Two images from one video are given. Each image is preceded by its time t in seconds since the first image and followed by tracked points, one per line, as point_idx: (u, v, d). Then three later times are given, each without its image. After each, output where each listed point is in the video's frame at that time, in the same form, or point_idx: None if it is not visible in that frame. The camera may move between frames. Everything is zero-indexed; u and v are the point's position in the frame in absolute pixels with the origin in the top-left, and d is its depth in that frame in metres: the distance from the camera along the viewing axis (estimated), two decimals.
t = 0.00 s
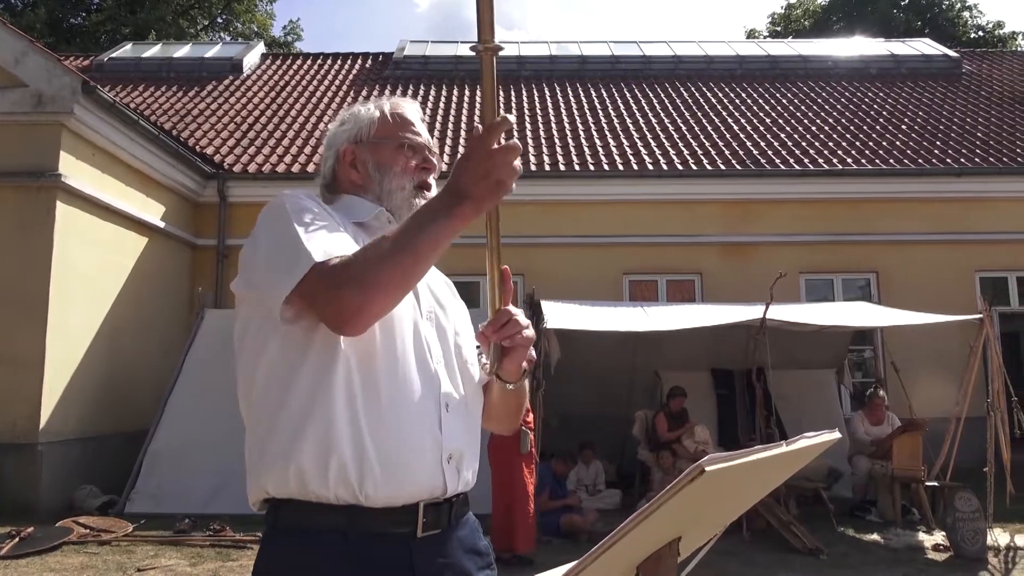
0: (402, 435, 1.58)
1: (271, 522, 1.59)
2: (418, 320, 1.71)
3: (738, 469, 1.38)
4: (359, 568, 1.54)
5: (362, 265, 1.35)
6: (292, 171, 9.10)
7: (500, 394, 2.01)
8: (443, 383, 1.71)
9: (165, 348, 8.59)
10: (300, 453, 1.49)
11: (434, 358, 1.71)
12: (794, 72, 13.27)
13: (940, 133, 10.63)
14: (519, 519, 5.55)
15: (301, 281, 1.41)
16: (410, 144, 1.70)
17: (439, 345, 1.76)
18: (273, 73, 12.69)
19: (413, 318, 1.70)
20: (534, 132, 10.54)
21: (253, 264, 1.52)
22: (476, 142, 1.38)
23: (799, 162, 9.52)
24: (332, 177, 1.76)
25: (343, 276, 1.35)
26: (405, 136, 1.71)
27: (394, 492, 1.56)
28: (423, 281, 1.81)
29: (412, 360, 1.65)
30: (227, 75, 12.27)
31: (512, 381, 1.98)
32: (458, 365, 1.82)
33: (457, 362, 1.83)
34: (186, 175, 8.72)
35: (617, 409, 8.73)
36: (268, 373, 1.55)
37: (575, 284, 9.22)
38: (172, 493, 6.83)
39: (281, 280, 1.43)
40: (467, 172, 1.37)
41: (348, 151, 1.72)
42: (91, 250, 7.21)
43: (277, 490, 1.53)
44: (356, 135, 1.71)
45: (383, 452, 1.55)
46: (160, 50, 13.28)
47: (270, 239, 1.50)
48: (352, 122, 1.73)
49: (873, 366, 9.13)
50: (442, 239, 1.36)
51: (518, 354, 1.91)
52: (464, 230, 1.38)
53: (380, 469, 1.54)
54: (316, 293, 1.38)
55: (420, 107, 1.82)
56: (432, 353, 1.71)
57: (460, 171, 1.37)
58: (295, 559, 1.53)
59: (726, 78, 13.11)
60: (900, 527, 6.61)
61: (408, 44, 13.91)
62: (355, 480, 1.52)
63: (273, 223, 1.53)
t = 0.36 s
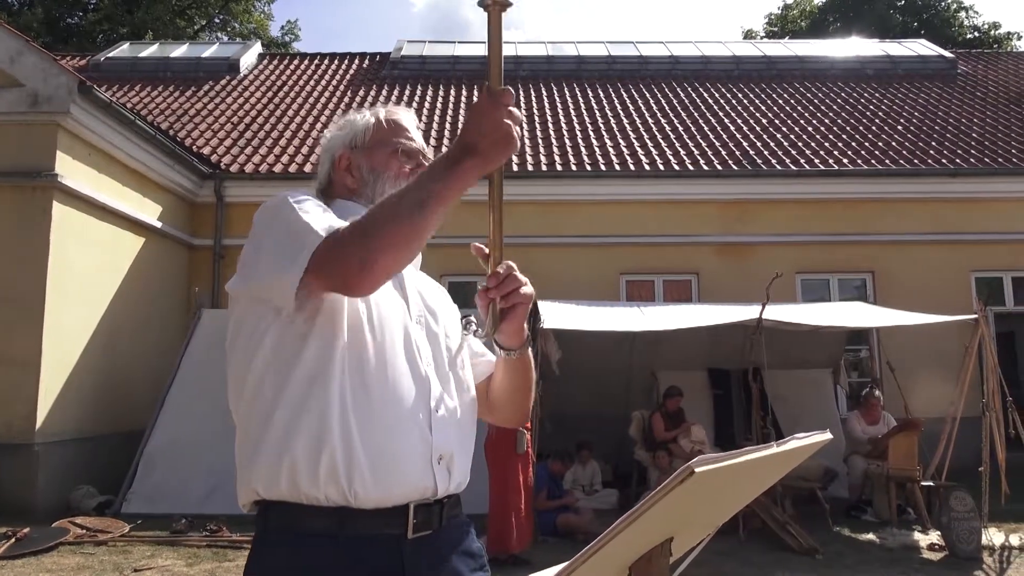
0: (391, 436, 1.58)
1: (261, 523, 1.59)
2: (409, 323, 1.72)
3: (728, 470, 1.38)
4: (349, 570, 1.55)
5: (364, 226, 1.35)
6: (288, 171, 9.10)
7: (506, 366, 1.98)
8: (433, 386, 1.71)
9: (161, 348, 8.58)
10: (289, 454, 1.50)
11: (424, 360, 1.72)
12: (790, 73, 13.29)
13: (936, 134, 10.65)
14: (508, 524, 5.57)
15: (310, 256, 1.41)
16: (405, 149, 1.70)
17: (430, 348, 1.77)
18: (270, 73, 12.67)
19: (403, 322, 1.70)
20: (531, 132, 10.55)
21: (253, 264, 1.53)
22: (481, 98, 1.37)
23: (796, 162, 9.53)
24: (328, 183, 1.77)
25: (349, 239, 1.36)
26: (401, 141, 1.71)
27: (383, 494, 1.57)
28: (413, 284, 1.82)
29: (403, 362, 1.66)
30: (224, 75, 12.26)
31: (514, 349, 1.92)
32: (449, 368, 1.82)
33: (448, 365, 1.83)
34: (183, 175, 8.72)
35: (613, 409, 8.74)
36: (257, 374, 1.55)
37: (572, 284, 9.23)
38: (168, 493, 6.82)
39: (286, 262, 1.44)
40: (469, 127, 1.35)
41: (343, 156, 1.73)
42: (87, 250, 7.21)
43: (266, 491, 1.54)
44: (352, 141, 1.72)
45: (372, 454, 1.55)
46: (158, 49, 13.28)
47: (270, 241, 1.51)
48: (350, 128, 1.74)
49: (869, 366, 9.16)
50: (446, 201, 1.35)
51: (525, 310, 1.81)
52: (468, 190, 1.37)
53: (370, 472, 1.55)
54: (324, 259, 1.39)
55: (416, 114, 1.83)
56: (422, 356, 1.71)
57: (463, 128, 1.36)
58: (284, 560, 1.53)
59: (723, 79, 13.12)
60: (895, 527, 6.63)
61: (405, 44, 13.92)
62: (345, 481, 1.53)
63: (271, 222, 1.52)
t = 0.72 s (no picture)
0: (388, 435, 1.58)
1: (258, 525, 1.59)
2: (402, 323, 1.72)
3: (725, 471, 1.38)
4: (347, 570, 1.55)
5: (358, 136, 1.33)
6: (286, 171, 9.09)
7: (515, 326, 1.90)
8: (429, 385, 1.71)
9: (158, 348, 8.56)
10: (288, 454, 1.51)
11: (419, 359, 1.72)
12: (788, 73, 13.29)
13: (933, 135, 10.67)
14: (510, 519, 5.54)
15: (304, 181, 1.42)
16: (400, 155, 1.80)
17: (425, 348, 1.77)
18: (268, 73, 12.66)
19: (397, 322, 1.70)
20: (529, 133, 10.55)
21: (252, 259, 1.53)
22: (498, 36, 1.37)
23: (794, 163, 9.54)
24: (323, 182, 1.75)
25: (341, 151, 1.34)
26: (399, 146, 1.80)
27: (382, 493, 1.57)
28: (407, 282, 1.82)
29: (399, 362, 1.66)
30: (221, 75, 12.25)
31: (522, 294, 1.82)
32: (445, 369, 1.83)
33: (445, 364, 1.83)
34: (180, 175, 8.71)
35: (611, 409, 8.74)
36: (255, 373, 1.55)
37: (570, 284, 9.23)
38: (166, 494, 6.81)
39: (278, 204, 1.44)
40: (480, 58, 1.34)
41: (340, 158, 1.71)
42: (84, 250, 7.19)
43: (266, 491, 1.54)
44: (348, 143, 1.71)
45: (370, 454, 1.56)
46: (155, 49, 13.26)
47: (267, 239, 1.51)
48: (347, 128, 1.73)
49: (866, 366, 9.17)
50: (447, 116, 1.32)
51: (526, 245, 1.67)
52: (470, 114, 1.32)
53: (368, 472, 1.55)
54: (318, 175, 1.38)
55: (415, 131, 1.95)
56: (418, 356, 1.72)
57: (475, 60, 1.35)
58: (283, 562, 1.53)
59: (720, 79, 13.13)
60: (892, 527, 6.64)
61: (403, 45, 13.92)
62: (344, 481, 1.53)
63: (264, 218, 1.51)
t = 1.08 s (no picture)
0: (389, 432, 1.59)
1: (258, 521, 1.60)
2: (402, 320, 1.73)
3: (722, 471, 1.39)
4: (345, 569, 1.56)
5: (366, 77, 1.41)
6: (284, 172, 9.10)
7: (518, 278, 1.96)
8: (428, 382, 1.72)
9: (156, 348, 8.56)
10: (291, 449, 1.52)
11: (419, 355, 1.73)
12: (785, 74, 13.30)
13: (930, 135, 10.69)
14: (513, 504, 5.56)
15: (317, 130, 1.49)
16: (396, 163, 1.75)
17: (425, 345, 1.78)
18: (265, 74, 12.66)
19: (396, 318, 1.71)
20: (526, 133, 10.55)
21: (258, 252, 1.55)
22: None
23: (791, 163, 9.55)
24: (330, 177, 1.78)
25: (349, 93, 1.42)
26: (396, 153, 1.74)
27: (381, 490, 1.58)
28: (406, 278, 1.83)
29: (399, 359, 1.67)
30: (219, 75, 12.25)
31: (518, 235, 1.89)
32: (445, 365, 1.84)
33: (443, 359, 1.84)
34: (178, 175, 8.71)
35: (609, 409, 8.75)
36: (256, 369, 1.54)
37: (568, 284, 9.24)
38: (164, 494, 6.80)
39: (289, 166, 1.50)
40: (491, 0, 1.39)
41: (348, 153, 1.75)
42: (82, 250, 7.20)
43: (267, 486, 1.55)
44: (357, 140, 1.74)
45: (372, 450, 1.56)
46: (153, 49, 13.25)
47: (270, 235, 1.52)
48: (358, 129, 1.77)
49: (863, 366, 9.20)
50: (450, 55, 1.36)
51: (520, 177, 1.79)
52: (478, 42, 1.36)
53: (368, 468, 1.56)
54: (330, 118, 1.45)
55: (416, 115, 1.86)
56: (417, 353, 1.73)
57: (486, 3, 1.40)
58: (283, 559, 1.55)
59: (718, 80, 13.15)
60: (889, 527, 6.65)
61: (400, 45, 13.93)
62: (343, 478, 1.54)
63: (268, 213, 1.52)
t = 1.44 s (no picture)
0: (395, 434, 1.59)
1: (260, 520, 1.59)
2: (407, 322, 1.73)
3: (723, 471, 1.39)
4: (348, 567, 1.55)
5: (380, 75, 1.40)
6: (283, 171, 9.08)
7: (515, 279, 1.95)
8: (432, 383, 1.72)
9: (154, 348, 8.54)
10: (296, 449, 1.51)
11: (424, 358, 1.73)
12: (784, 74, 13.30)
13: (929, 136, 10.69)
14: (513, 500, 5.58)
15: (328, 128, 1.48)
16: (406, 169, 1.71)
17: (429, 346, 1.78)
18: (264, 73, 12.64)
19: (401, 319, 1.71)
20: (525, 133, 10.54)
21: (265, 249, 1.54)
22: None
23: (790, 163, 9.55)
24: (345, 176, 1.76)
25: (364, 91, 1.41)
26: (406, 159, 1.72)
27: (385, 491, 1.58)
28: (410, 279, 1.83)
29: (405, 360, 1.67)
30: (217, 75, 12.23)
31: (514, 238, 1.89)
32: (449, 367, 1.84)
33: (446, 361, 1.84)
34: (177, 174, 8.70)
35: (608, 409, 8.75)
36: (261, 367, 1.54)
37: (567, 284, 9.24)
38: (161, 494, 6.79)
39: (300, 162, 1.49)
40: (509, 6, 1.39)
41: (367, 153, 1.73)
42: (79, 250, 7.18)
43: (270, 486, 1.54)
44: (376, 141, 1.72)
45: (378, 450, 1.56)
46: (151, 48, 13.23)
47: (277, 234, 1.51)
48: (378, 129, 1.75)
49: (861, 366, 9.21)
50: (467, 55, 1.36)
51: (519, 179, 1.79)
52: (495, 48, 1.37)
53: (374, 469, 1.55)
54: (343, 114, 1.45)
55: (428, 116, 1.83)
56: (422, 354, 1.73)
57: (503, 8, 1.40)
58: (286, 558, 1.54)
59: (716, 80, 13.14)
60: (888, 527, 6.66)
61: (399, 45, 13.91)
62: (348, 479, 1.53)
63: (275, 211, 1.51)
